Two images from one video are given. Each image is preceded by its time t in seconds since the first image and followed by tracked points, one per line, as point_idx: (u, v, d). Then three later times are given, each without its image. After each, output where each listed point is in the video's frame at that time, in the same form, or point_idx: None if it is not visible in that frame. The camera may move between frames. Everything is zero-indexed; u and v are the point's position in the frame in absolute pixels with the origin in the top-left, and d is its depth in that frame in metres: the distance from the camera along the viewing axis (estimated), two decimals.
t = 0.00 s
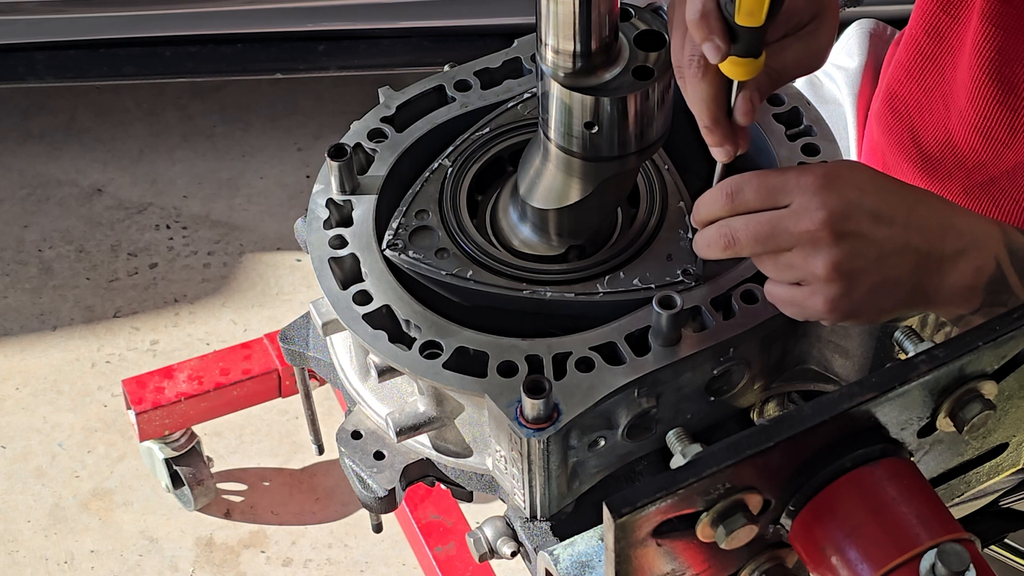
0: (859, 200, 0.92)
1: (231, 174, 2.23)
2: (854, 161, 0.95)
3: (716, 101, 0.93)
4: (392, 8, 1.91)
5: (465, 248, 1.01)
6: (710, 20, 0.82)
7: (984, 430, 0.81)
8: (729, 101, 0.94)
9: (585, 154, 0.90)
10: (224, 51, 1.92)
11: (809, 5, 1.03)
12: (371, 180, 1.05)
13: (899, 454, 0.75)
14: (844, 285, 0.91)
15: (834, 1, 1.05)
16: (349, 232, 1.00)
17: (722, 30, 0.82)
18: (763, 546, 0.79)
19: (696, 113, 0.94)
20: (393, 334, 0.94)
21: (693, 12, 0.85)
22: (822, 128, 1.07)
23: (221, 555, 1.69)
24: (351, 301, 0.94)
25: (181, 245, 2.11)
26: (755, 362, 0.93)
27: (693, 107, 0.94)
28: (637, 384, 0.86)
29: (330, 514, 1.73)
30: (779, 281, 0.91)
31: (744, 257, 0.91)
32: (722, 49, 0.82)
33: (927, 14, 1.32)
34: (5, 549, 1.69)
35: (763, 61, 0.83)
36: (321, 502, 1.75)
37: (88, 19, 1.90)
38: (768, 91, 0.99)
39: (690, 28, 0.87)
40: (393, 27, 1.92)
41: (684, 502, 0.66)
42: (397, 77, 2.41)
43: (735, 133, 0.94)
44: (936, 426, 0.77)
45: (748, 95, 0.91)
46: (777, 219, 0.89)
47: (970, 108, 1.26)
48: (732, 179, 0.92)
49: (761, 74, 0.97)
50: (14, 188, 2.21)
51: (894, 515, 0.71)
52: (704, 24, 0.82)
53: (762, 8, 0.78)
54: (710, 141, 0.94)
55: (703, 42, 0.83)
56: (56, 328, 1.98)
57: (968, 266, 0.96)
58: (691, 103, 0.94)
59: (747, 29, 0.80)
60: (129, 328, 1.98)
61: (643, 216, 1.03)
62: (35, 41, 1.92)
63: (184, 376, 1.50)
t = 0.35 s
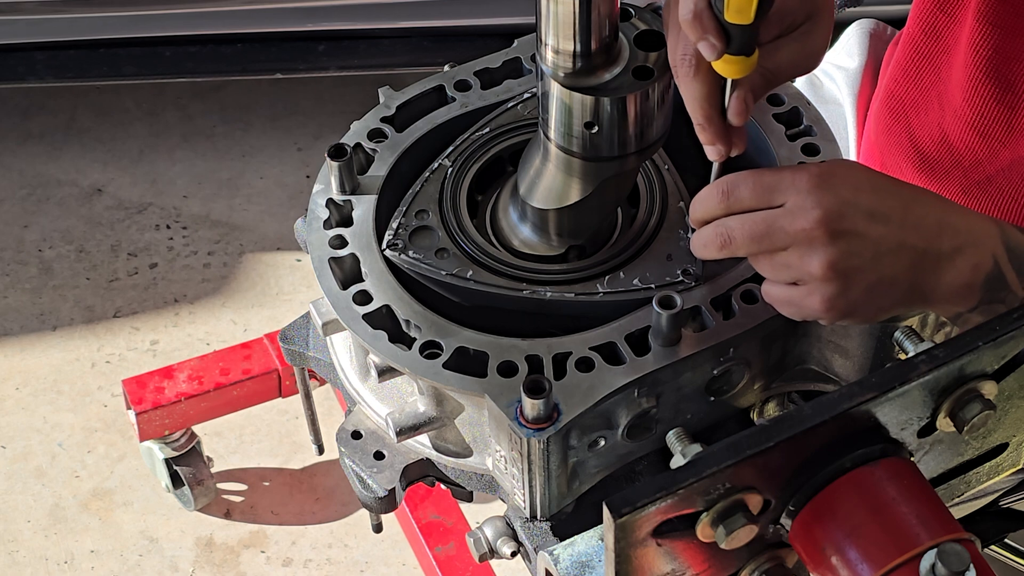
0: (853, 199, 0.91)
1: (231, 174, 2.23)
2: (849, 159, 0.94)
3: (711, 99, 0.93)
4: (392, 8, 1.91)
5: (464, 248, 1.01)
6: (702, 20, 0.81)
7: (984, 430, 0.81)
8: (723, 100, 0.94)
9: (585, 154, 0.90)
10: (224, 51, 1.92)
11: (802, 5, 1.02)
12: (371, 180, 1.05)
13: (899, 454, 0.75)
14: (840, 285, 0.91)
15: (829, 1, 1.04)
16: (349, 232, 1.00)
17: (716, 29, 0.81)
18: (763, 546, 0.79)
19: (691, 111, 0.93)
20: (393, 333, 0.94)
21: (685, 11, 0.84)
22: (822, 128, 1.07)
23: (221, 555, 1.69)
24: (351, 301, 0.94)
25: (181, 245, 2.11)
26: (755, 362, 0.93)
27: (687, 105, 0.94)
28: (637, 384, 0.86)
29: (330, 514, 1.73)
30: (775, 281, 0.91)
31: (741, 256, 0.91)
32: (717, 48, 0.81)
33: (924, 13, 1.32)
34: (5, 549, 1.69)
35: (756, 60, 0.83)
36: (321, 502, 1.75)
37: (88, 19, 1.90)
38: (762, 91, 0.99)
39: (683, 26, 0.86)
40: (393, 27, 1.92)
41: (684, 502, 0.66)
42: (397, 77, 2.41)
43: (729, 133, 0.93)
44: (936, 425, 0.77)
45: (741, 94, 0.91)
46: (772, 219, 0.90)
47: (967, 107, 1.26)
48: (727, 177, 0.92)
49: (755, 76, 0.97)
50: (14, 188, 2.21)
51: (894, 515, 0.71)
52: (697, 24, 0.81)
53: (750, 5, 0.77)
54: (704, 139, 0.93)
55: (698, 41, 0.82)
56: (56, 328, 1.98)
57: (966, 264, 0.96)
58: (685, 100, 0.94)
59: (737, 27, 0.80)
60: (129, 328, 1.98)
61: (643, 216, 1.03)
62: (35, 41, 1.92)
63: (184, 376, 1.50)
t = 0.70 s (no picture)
0: (853, 202, 0.91)
1: (231, 174, 2.23)
2: (847, 162, 0.94)
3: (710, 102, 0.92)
4: (392, 8, 1.91)
5: (464, 248, 1.01)
6: (703, 22, 0.81)
7: (983, 430, 0.81)
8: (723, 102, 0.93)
9: (585, 154, 0.90)
10: (224, 51, 1.92)
11: (802, 7, 1.02)
12: (371, 180, 1.05)
13: (899, 454, 0.75)
14: (839, 287, 0.90)
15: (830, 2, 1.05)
16: (349, 232, 1.00)
17: (718, 32, 0.81)
18: (763, 546, 0.79)
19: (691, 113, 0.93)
20: (393, 333, 0.94)
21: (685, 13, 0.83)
22: (822, 128, 1.07)
23: (221, 555, 1.69)
24: (351, 301, 0.94)
25: (181, 245, 2.11)
26: (755, 362, 0.93)
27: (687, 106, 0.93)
28: (637, 384, 0.86)
29: (330, 514, 1.73)
30: (774, 283, 0.91)
31: (740, 259, 0.91)
32: (720, 51, 0.81)
33: (922, 14, 1.33)
34: (5, 549, 1.69)
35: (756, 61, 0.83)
36: (321, 502, 1.75)
37: (88, 19, 1.90)
38: (762, 94, 0.98)
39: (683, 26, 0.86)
40: (393, 27, 1.92)
41: (684, 502, 0.66)
42: (397, 77, 2.41)
43: (729, 134, 0.93)
44: (936, 426, 0.77)
45: (740, 95, 0.91)
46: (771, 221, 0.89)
47: (966, 105, 1.26)
48: (727, 178, 0.91)
49: (753, 77, 0.95)
50: (14, 188, 2.21)
51: (894, 515, 0.71)
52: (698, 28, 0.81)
53: (752, 5, 0.77)
54: (704, 140, 0.93)
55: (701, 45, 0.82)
56: (56, 328, 1.98)
57: (965, 264, 0.96)
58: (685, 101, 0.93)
59: (739, 28, 0.80)
60: (129, 328, 1.98)
61: (643, 216, 1.03)
62: (35, 41, 1.92)
63: (184, 376, 1.50)
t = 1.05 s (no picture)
0: (851, 205, 0.91)
1: (231, 174, 2.23)
2: (845, 165, 0.94)
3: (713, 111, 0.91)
4: (391, 8, 1.91)
5: (464, 248, 1.01)
6: (711, 33, 0.81)
7: (983, 430, 0.81)
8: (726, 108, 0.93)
9: (585, 154, 0.90)
10: (224, 51, 1.92)
11: (804, 14, 1.03)
12: (371, 180, 1.05)
13: (899, 454, 0.75)
14: (838, 289, 0.90)
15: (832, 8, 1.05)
16: (349, 232, 1.00)
17: (726, 42, 0.81)
18: (763, 546, 0.79)
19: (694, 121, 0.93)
20: (393, 333, 0.94)
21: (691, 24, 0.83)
22: (822, 128, 1.07)
23: (221, 555, 1.69)
24: (351, 301, 0.94)
25: (181, 245, 2.11)
26: (755, 362, 0.93)
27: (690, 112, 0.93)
28: (637, 384, 0.86)
29: (330, 514, 1.73)
30: (773, 286, 0.90)
31: (739, 262, 0.91)
32: (728, 60, 0.81)
33: (920, 14, 1.33)
34: (5, 549, 1.69)
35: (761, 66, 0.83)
36: (321, 502, 1.75)
37: (87, 19, 1.90)
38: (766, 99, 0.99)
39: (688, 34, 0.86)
40: (393, 27, 1.92)
41: (684, 502, 0.66)
42: (397, 77, 2.41)
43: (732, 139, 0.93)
44: (936, 426, 0.77)
45: (745, 103, 0.91)
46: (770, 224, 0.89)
47: (962, 103, 1.26)
48: (727, 181, 0.92)
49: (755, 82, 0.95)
50: (14, 188, 2.22)
51: (894, 515, 0.71)
52: (704, 39, 0.81)
53: (762, 14, 0.77)
54: (708, 146, 0.93)
55: (708, 54, 0.82)
56: (56, 328, 1.98)
57: (963, 265, 0.96)
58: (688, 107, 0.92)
59: (746, 35, 0.79)
60: (129, 328, 1.98)
61: (643, 216, 1.03)
62: (35, 41, 1.92)
63: (184, 376, 1.50)
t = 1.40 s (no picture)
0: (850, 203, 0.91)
1: (231, 174, 2.23)
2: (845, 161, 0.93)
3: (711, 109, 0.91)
4: (392, 8, 1.91)
5: (464, 248, 1.01)
6: (708, 33, 0.81)
7: (984, 430, 0.81)
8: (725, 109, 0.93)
9: (585, 154, 0.90)
10: (224, 51, 1.92)
11: (804, 13, 1.03)
12: (371, 180, 1.05)
13: (899, 454, 0.75)
14: (840, 286, 0.90)
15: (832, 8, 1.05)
16: (349, 232, 1.00)
17: (723, 43, 0.81)
18: (763, 546, 0.79)
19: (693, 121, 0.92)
20: (393, 333, 0.94)
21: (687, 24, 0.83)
22: (822, 128, 1.07)
23: (221, 555, 1.69)
24: (351, 301, 0.94)
25: (181, 245, 2.11)
26: (755, 362, 0.93)
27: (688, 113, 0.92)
28: (637, 384, 0.86)
29: (330, 514, 1.73)
30: (776, 283, 0.91)
31: (741, 261, 0.91)
32: (725, 61, 0.81)
33: (920, 14, 1.33)
34: (5, 549, 1.69)
35: (759, 68, 0.83)
36: (321, 502, 1.75)
37: (88, 19, 1.90)
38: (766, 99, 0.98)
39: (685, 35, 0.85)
40: (393, 27, 1.92)
41: (684, 502, 0.66)
42: (397, 77, 2.41)
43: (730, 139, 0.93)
44: (936, 426, 0.77)
45: (743, 103, 0.90)
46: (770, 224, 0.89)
47: (963, 104, 1.26)
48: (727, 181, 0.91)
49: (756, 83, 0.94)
50: (14, 188, 2.21)
51: (894, 515, 0.71)
52: (701, 39, 0.81)
53: (758, 16, 0.77)
54: (706, 147, 0.93)
55: (704, 55, 0.82)
56: (56, 328, 1.98)
57: (966, 263, 0.96)
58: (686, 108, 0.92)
59: (742, 38, 0.79)
60: (129, 328, 1.98)
61: (643, 216, 1.03)
62: (35, 42, 1.92)
63: (184, 376, 1.50)
